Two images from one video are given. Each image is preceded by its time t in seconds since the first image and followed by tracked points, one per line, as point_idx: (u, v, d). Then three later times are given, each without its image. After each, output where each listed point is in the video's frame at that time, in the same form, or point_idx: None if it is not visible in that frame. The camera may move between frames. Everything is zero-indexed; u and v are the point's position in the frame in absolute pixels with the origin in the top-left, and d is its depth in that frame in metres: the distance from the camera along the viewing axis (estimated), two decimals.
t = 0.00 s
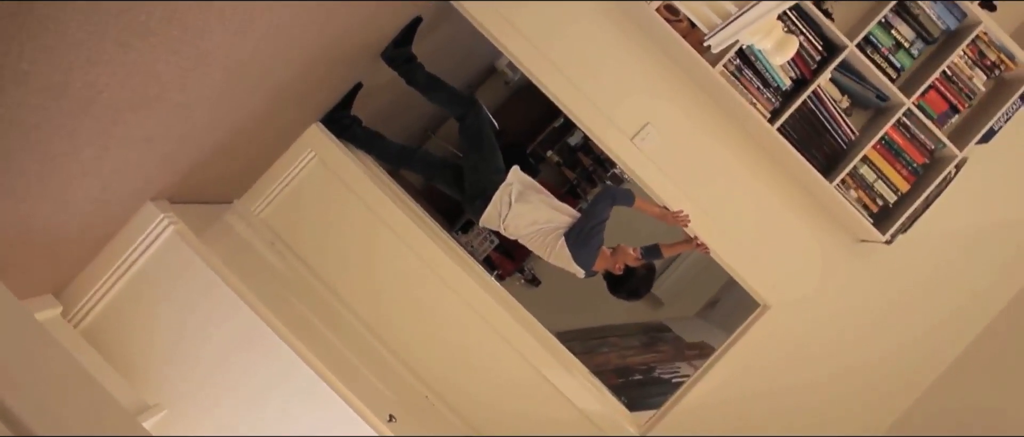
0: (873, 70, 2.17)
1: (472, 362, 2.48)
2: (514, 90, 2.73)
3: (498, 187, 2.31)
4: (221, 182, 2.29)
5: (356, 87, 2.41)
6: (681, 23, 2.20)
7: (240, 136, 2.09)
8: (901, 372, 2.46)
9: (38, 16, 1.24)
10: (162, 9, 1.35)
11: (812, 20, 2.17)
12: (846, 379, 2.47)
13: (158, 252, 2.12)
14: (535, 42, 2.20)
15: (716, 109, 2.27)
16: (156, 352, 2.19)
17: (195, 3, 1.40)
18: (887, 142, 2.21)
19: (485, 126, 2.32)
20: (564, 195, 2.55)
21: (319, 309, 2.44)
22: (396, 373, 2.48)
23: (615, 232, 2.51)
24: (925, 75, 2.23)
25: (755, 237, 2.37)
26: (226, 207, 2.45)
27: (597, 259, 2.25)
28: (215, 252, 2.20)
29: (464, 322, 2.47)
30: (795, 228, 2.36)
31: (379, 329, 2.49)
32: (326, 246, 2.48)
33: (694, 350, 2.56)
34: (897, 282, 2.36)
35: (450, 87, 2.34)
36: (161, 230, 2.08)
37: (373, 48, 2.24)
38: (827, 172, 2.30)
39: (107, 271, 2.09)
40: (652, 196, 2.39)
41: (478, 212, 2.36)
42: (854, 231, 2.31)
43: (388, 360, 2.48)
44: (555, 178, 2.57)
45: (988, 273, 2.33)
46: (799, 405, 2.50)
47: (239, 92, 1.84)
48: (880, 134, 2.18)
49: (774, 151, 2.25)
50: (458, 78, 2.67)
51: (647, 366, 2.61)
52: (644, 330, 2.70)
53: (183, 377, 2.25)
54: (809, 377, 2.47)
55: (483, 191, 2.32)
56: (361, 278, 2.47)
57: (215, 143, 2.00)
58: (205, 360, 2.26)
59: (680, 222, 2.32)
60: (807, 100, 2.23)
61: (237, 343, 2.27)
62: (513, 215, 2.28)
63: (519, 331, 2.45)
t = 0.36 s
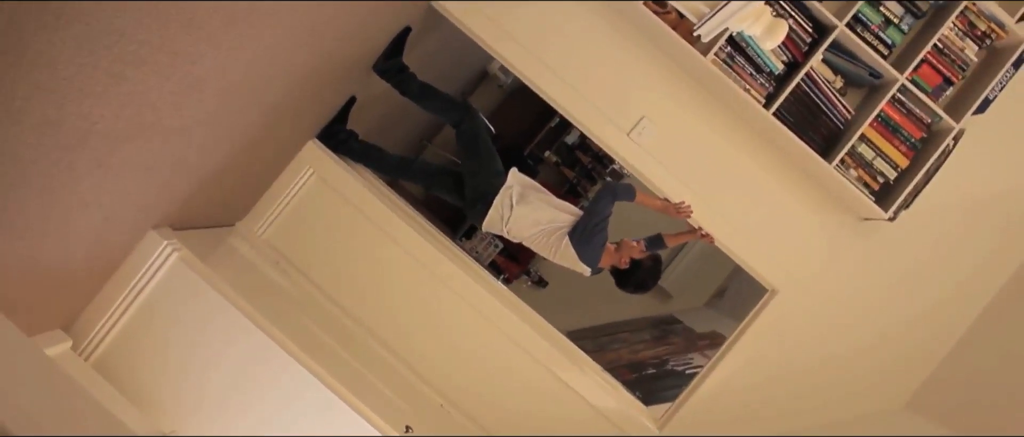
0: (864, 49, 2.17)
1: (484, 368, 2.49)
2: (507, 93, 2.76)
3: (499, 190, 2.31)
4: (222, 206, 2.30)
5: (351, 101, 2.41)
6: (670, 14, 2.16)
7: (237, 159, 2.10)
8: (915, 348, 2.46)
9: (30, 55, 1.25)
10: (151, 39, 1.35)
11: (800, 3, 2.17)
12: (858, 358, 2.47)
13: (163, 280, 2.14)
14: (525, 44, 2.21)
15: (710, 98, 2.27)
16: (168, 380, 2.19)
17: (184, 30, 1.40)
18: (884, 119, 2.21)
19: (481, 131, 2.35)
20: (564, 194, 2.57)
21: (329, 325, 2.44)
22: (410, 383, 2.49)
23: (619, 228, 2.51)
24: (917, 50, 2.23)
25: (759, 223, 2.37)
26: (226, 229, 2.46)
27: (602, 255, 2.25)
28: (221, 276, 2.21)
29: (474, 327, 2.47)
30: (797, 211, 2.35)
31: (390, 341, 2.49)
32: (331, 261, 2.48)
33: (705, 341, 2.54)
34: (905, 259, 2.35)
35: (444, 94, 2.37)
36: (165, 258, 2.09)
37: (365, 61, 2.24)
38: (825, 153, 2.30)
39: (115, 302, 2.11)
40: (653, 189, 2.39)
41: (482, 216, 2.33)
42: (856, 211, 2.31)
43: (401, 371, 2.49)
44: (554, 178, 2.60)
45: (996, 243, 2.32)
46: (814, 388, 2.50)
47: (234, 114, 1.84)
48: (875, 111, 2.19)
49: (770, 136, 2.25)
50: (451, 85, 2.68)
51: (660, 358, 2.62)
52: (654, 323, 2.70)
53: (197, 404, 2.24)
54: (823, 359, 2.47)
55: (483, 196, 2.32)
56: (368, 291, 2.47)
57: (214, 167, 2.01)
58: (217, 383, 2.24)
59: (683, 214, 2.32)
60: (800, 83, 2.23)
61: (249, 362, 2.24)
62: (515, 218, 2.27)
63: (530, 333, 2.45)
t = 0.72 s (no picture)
0: (854, 28, 2.17)
1: (496, 372, 2.49)
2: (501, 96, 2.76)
3: (499, 195, 2.28)
4: (223, 228, 2.30)
5: (345, 116, 2.41)
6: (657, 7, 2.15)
7: (235, 180, 2.10)
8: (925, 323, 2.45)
9: (22, 88, 1.30)
10: (143, 68, 1.36)
11: None
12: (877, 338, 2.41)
13: (170, 306, 2.13)
14: (516, 46, 2.21)
15: (704, 88, 2.27)
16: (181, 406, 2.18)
17: (174, 57, 1.39)
18: (878, 97, 2.22)
19: (478, 136, 2.35)
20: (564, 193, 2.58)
21: (338, 340, 2.44)
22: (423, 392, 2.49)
23: (620, 223, 2.52)
24: (906, 26, 2.22)
25: (760, 208, 2.37)
26: (230, 252, 2.47)
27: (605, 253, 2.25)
28: (227, 298, 2.20)
29: (484, 333, 2.47)
30: (798, 195, 2.36)
31: (400, 351, 2.49)
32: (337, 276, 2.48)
33: (716, 330, 2.54)
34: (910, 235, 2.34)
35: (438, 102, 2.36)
36: (171, 284, 2.08)
37: (356, 75, 2.24)
38: (822, 135, 2.30)
39: (123, 331, 2.10)
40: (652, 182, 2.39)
41: (483, 222, 2.33)
42: (856, 190, 2.31)
43: (414, 381, 2.48)
44: (553, 178, 2.60)
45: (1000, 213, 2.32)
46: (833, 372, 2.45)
47: (229, 137, 1.84)
48: (869, 90, 2.19)
49: (766, 122, 2.25)
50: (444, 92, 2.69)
51: (671, 351, 2.62)
52: (664, 316, 2.71)
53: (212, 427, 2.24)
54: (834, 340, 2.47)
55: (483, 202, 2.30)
56: (375, 303, 2.48)
57: (213, 190, 2.01)
58: (230, 404, 2.22)
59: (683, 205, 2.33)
60: (792, 67, 2.23)
61: (258, 383, 2.21)
62: (516, 221, 2.26)
63: (540, 334, 2.46)
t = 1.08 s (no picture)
0: (843, 10, 2.17)
1: (507, 375, 2.50)
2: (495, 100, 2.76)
3: (499, 200, 2.29)
4: (226, 249, 2.30)
5: (341, 129, 2.41)
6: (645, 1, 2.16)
7: (234, 201, 2.09)
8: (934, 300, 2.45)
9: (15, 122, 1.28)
10: (136, 95, 1.36)
11: None
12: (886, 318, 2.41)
13: (178, 330, 2.13)
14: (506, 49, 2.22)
15: (696, 79, 2.28)
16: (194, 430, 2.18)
17: (165, 80, 1.38)
18: (871, 77, 2.22)
19: (473, 142, 2.34)
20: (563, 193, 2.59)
21: (348, 353, 2.44)
22: (436, 400, 2.50)
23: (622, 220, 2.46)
24: (895, 4, 2.22)
25: (760, 195, 2.37)
26: (234, 272, 2.47)
27: (608, 250, 2.24)
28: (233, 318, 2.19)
29: (493, 337, 2.47)
30: (796, 180, 2.36)
31: (411, 361, 2.50)
32: (342, 289, 2.50)
33: (726, 321, 2.53)
34: (911, 213, 2.34)
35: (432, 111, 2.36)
36: (177, 309, 2.08)
37: (348, 88, 2.24)
38: (818, 119, 2.30)
39: (131, 360, 2.12)
40: (651, 177, 2.39)
41: (484, 229, 2.35)
42: (855, 172, 2.31)
43: (426, 390, 2.50)
44: (552, 179, 2.61)
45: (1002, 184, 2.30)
46: (845, 354, 2.44)
47: (226, 156, 1.83)
48: (862, 71, 2.19)
49: (761, 109, 2.26)
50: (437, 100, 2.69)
51: (681, 344, 2.62)
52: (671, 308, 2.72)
53: None
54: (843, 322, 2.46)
55: (483, 208, 2.32)
56: (383, 315, 2.49)
57: (213, 212, 2.01)
58: (248, 428, 2.20)
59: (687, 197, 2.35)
60: (784, 52, 2.23)
61: (275, 400, 2.19)
62: (517, 225, 2.25)
63: (549, 335, 2.46)
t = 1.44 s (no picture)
0: None
1: (519, 377, 2.50)
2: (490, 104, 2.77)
3: (499, 203, 2.28)
4: (231, 270, 2.31)
5: (337, 143, 2.43)
6: None
7: (236, 221, 2.09)
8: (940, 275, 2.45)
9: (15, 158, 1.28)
10: (128, 122, 1.32)
11: None
12: (899, 296, 2.40)
13: (188, 354, 2.13)
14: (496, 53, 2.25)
15: (689, 71, 2.28)
16: None
17: (159, 105, 1.37)
18: (864, 58, 2.22)
19: (469, 149, 2.34)
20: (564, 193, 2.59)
21: (358, 366, 2.43)
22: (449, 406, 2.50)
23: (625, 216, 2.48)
24: None
25: (759, 182, 2.37)
26: (241, 292, 2.47)
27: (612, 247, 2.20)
28: (242, 338, 2.18)
29: (501, 340, 2.49)
30: (794, 165, 2.36)
31: (423, 369, 2.51)
32: (349, 302, 2.52)
33: (732, 309, 2.58)
34: (911, 191, 2.35)
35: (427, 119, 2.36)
36: (185, 333, 2.08)
37: (342, 101, 2.25)
38: (813, 103, 2.30)
39: (143, 385, 2.10)
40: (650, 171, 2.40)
41: (486, 234, 2.34)
42: (854, 153, 2.32)
43: (439, 398, 2.49)
44: (551, 180, 2.61)
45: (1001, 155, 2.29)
46: (859, 335, 2.44)
47: (224, 177, 1.83)
48: (853, 52, 2.20)
49: (755, 97, 2.27)
50: (431, 108, 2.70)
51: (690, 335, 2.67)
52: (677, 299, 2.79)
53: None
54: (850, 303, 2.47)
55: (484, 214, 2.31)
56: (392, 325, 2.50)
57: (216, 233, 2.01)
58: None
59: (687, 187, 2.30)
60: (775, 38, 2.23)
61: (288, 416, 2.18)
62: (519, 228, 2.24)
63: (557, 335, 2.46)
